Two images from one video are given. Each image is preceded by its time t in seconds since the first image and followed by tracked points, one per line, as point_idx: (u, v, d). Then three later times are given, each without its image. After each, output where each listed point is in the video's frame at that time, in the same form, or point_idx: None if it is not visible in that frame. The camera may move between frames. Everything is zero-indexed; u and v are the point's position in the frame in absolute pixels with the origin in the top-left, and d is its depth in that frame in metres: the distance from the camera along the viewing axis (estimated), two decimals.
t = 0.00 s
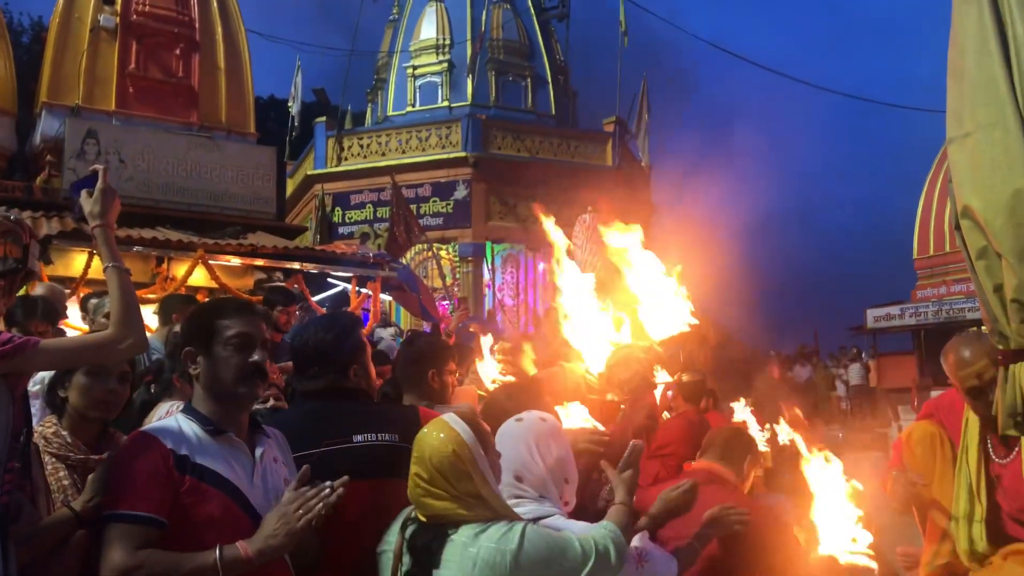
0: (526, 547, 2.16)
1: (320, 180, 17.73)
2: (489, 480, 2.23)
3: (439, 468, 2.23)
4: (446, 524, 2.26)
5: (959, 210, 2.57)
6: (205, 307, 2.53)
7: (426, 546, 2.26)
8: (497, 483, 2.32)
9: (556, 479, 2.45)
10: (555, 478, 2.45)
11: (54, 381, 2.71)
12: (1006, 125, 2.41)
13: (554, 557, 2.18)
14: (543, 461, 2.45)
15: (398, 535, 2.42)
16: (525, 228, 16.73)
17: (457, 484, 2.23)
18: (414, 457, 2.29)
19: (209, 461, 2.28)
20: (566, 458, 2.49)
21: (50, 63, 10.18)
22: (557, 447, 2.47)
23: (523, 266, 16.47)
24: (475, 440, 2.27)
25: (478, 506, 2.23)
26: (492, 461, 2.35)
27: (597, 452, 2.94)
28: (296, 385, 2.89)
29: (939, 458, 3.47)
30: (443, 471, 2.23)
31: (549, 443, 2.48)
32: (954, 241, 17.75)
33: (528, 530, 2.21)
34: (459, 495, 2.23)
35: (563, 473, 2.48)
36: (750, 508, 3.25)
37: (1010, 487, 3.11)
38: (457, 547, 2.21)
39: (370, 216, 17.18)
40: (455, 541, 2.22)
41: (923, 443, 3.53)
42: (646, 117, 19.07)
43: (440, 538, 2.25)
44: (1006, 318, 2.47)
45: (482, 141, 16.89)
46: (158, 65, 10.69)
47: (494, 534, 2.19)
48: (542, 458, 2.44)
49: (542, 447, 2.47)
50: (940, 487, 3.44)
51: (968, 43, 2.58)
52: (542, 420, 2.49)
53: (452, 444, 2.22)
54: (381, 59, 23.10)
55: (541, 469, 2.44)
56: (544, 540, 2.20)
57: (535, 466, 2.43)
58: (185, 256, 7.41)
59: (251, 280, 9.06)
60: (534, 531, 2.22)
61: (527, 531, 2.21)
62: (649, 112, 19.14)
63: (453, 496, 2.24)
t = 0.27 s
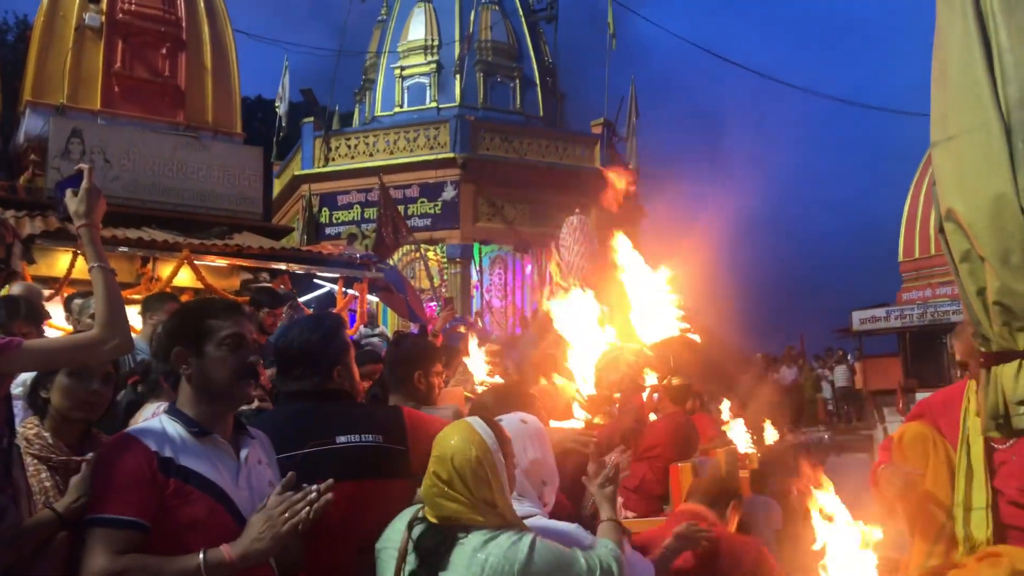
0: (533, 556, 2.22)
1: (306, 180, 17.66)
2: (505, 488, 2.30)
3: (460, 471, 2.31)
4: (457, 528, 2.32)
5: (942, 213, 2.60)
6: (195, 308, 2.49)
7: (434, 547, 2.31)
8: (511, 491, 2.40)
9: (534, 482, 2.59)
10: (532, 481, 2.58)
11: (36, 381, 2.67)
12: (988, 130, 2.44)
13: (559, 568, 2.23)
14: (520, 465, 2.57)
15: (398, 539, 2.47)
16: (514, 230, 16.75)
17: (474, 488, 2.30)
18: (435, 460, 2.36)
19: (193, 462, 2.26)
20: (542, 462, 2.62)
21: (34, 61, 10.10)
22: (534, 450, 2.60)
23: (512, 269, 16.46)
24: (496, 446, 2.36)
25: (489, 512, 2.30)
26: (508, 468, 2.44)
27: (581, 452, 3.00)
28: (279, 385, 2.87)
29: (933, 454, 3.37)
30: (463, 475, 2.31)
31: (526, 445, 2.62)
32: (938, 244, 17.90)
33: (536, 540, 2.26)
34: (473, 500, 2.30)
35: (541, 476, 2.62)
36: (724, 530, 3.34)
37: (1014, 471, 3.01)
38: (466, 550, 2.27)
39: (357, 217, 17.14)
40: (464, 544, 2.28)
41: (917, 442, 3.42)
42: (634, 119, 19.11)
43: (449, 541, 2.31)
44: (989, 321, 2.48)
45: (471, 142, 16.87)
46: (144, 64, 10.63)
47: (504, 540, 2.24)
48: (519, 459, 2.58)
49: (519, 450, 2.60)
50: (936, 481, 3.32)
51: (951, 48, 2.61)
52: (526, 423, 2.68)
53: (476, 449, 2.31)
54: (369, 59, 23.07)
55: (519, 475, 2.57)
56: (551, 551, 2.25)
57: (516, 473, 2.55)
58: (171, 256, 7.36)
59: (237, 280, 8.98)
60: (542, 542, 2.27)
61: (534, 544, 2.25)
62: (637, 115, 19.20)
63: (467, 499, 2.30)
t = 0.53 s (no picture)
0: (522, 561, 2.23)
1: (286, 178, 17.55)
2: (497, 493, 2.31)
3: (454, 473, 2.30)
4: (445, 528, 2.32)
5: (918, 212, 2.63)
6: (172, 306, 2.45)
7: (420, 547, 2.31)
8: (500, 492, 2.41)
9: (508, 480, 2.49)
10: (508, 478, 2.50)
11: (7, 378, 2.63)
12: (962, 130, 2.47)
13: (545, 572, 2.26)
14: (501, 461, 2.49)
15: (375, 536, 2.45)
16: (495, 229, 16.73)
17: (466, 490, 2.29)
18: (427, 460, 2.34)
19: (166, 460, 2.23)
20: (518, 458, 2.54)
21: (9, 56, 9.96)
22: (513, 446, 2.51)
23: (493, 267, 16.43)
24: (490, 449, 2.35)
25: (479, 515, 2.29)
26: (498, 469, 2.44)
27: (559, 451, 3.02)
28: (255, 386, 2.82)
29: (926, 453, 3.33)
30: (456, 477, 2.30)
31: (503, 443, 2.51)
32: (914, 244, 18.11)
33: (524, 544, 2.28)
34: (464, 502, 2.29)
35: (514, 473, 2.52)
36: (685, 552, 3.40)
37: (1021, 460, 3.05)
38: (455, 551, 2.28)
39: (338, 215, 17.06)
40: (452, 546, 2.29)
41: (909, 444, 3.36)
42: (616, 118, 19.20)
43: (437, 542, 2.31)
44: (963, 319, 2.52)
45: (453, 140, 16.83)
46: (122, 59, 10.52)
47: (492, 543, 2.25)
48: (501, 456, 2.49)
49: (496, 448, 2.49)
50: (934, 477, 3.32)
51: (926, 48, 2.65)
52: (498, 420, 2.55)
53: (472, 451, 2.30)
54: (351, 57, 22.99)
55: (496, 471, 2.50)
56: (539, 556, 2.27)
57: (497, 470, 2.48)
58: (148, 254, 7.29)
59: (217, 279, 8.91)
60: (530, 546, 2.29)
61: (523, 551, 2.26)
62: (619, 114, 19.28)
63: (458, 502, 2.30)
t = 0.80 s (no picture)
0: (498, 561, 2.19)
1: (263, 176, 17.41)
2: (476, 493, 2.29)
3: (432, 473, 2.28)
4: (422, 528, 2.29)
5: (890, 210, 2.66)
6: (145, 305, 2.41)
7: (396, 547, 2.27)
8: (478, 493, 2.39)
9: (486, 478, 2.49)
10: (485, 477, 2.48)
11: None
12: (932, 129, 2.49)
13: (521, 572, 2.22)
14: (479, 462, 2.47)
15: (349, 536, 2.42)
16: (474, 227, 16.67)
17: (444, 490, 2.27)
18: (405, 459, 2.32)
19: (138, 459, 2.21)
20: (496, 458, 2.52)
21: None
22: (492, 445, 2.49)
23: (472, 265, 16.43)
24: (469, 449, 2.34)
25: (457, 515, 2.27)
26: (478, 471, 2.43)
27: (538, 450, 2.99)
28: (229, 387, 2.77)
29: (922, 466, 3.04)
30: (434, 476, 2.28)
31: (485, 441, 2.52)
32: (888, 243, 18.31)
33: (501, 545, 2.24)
34: (441, 502, 2.27)
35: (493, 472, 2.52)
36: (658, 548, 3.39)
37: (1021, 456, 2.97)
38: (430, 551, 2.24)
39: (315, 213, 16.93)
40: (428, 546, 2.25)
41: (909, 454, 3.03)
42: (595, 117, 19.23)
43: (413, 542, 2.27)
44: (935, 316, 2.54)
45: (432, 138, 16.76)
46: (95, 55, 10.39)
47: (468, 543, 2.22)
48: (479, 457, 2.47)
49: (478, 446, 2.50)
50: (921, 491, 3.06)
51: (897, 48, 2.67)
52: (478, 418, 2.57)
53: (450, 451, 2.29)
54: (329, 54, 22.87)
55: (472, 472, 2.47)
56: (517, 555, 2.25)
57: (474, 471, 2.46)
58: (123, 252, 7.20)
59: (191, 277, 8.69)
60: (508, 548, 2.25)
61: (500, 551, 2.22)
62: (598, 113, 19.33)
63: (435, 502, 2.28)
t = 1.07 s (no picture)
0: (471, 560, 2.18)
1: (238, 172, 17.28)
2: (452, 493, 2.28)
3: (409, 468, 2.27)
4: (395, 526, 2.27)
5: (863, 208, 2.67)
6: (113, 301, 2.37)
7: (368, 545, 2.24)
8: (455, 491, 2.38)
9: (466, 475, 2.48)
10: (464, 475, 2.47)
11: None
12: (904, 128, 2.50)
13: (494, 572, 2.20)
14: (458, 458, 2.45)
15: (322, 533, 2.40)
16: (452, 225, 16.65)
17: (419, 487, 2.26)
18: (381, 454, 2.30)
19: (108, 456, 2.18)
20: (476, 456, 2.51)
21: None
22: (470, 443, 2.48)
23: (450, 263, 16.38)
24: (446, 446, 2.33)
25: (432, 514, 2.26)
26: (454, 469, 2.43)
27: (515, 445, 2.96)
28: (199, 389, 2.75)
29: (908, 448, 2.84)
30: (411, 472, 2.26)
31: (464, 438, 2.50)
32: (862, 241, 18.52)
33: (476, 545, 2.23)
34: (416, 498, 2.26)
35: (473, 470, 2.50)
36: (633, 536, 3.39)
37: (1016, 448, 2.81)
38: (404, 549, 2.22)
39: (291, 209, 16.81)
40: (401, 544, 2.23)
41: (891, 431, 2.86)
42: (574, 115, 19.30)
43: (385, 540, 2.24)
44: (907, 314, 2.56)
45: (409, 135, 16.73)
46: (67, 49, 10.26)
47: (442, 542, 2.20)
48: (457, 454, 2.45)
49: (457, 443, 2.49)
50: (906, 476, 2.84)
51: (871, 46, 2.68)
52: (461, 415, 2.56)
53: (427, 446, 2.28)
54: (306, 50, 22.75)
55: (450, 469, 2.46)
56: (493, 556, 2.23)
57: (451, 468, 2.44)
58: (96, 248, 7.14)
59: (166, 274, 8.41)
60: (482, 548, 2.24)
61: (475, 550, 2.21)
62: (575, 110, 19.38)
63: (411, 499, 2.26)
